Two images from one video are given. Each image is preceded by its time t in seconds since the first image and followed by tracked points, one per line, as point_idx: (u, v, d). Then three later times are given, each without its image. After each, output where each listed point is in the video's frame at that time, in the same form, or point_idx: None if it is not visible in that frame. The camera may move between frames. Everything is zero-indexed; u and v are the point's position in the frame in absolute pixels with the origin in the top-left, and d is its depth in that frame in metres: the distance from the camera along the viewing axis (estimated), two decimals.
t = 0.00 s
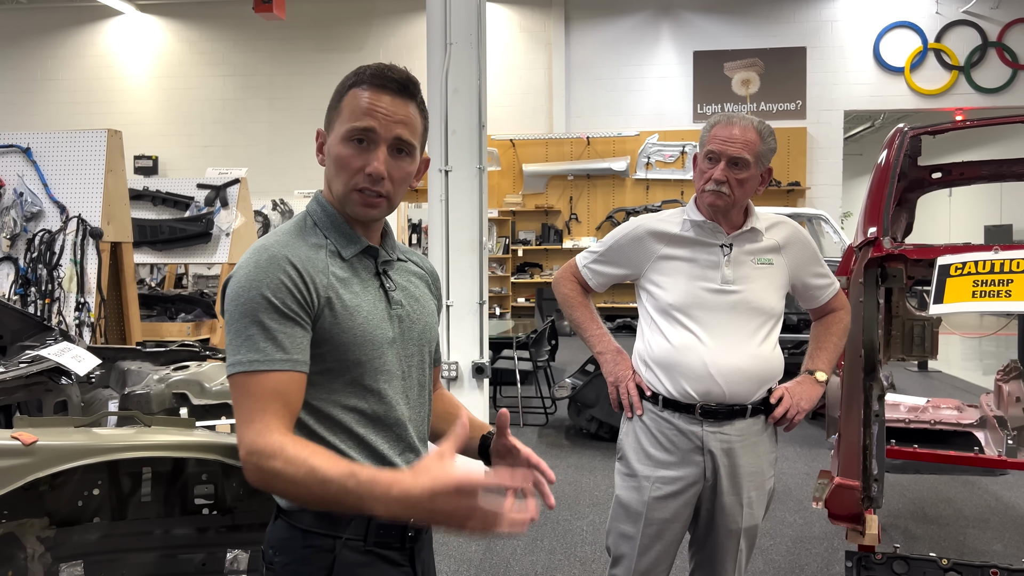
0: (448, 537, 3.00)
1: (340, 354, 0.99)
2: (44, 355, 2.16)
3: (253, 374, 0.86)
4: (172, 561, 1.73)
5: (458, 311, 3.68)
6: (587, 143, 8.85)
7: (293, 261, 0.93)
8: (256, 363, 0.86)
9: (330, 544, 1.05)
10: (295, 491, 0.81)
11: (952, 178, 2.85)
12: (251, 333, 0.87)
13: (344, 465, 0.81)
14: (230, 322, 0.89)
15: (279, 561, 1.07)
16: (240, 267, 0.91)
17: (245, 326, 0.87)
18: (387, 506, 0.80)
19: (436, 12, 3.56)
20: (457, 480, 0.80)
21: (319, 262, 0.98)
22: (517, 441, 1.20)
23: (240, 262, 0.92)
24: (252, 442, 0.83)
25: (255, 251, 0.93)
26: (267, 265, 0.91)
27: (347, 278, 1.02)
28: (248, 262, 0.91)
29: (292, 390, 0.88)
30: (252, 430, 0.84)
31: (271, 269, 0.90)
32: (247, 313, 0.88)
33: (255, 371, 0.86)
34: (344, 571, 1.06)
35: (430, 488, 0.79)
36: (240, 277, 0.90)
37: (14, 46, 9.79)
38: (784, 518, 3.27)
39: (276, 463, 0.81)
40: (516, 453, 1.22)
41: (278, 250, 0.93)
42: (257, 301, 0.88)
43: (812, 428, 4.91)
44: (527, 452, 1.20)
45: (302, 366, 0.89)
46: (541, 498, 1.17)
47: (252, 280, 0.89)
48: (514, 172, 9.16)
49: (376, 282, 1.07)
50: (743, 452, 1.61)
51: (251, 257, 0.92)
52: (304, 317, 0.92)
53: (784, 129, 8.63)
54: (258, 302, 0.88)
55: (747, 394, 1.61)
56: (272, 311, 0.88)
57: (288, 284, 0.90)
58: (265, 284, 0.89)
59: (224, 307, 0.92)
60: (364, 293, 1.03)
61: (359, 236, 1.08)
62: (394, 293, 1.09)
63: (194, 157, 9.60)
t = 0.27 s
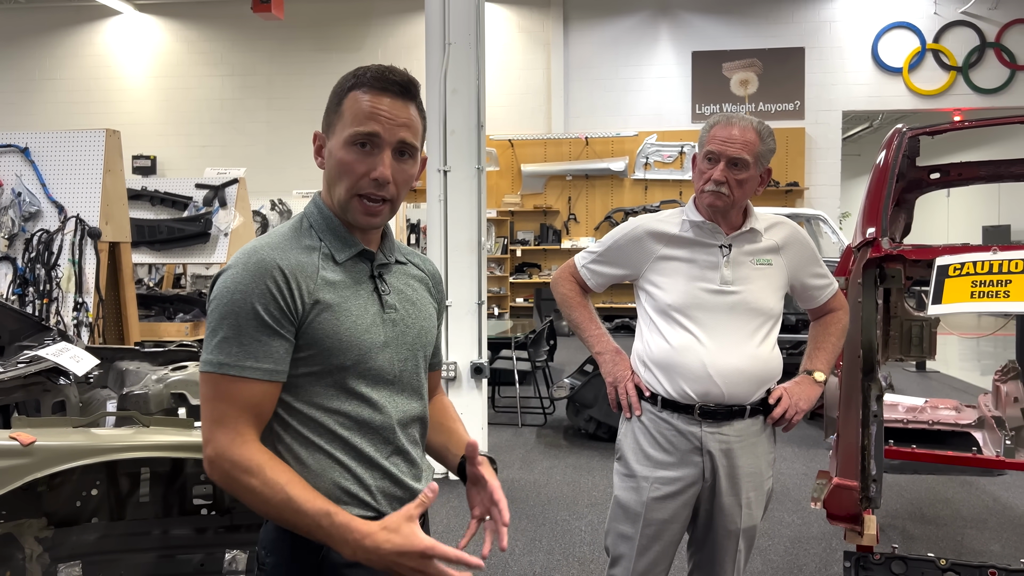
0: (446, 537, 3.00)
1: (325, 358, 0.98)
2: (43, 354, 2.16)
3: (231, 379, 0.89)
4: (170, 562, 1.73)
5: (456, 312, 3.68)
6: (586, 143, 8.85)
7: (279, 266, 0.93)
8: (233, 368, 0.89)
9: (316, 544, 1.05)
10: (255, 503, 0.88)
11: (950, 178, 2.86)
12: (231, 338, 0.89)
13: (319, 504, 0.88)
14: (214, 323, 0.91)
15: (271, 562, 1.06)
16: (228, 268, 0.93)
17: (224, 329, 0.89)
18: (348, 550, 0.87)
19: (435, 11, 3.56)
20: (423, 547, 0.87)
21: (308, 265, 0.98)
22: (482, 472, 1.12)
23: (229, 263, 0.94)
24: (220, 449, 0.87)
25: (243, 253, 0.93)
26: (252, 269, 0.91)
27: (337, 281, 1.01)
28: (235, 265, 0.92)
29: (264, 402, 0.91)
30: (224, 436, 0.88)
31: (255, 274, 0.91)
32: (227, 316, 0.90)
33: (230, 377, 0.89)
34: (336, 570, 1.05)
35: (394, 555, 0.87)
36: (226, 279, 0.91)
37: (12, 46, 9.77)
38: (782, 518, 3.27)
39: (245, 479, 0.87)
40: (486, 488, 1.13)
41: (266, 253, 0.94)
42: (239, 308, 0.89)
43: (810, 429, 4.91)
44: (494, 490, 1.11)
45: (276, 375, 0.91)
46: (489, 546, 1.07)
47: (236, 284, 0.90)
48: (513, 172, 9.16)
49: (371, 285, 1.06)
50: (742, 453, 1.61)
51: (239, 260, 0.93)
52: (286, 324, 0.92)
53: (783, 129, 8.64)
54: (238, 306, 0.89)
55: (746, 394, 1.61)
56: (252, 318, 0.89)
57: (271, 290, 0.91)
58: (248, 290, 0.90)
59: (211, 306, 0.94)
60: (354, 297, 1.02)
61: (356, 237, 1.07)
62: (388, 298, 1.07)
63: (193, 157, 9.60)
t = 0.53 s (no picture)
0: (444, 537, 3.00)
1: (318, 356, 0.98)
2: (40, 355, 2.16)
3: (224, 376, 0.88)
4: (167, 562, 1.74)
5: (454, 312, 3.68)
6: (584, 144, 8.86)
7: (273, 264, 0.93)
8: (225, 364, 0.88)
9: (314, 545, 1.05)
10: (252, 491, 0.87)
11: (948, 179, 2.86)
12: (224, 335, 0.89)
13: (322, 476, 0.90)
14: (206, 321, 0.90)
15: (266, 562, 1.07)
16: (221, 267, 0.93)
17: (216, 326, 0.89)
18: (357, 514, 0.90)
19: (433, 12, 3.56)
20: (427, 496, 0.91)
21: (301, 264, 0.98)
22: (474, 467, 1.13)
23: (222, 260, 0.93)
24: (212, 441, 0.86)
25: (237, 252, 0.93)
26: (246, 267, 0.91)
27: (331, 280, 1.01)
28: (228, 263, 0.92)
29: (255, 395, 0.91)
30: (215, 430, 0.87)
31: (250, 271, 0.91)
32: (220, 313, 0.89)
33: (222, 373, 0.88)
34: (329, 571, 1.06)
35: (401, 506, 0.90)
36: (220, 276, 0.91)
37: (10, 46, 9.76)
38: (779, 518, 3.28)
39: (241, 468, 0.86)
40: (475, 485, 1.14)
41: (259, 252, 0.94)
42: (232, 305, 0.89)
43: (808, 429, 4.92)
44: (483, 485, 1.12)
45: (268, 373, 0.91)
46: (468, 538, 1.08)
47: (230, 282, 0.90)
48: (511, 172, 9.17)
49: (364, 284, 1.07)
50: (738, 453, 1.62)
51: (233, 258, 0.92)
52: (279, 322, 0.93)
53: (781, 130, 8.66)
54: (231, 304, 0.89)
55: (744, 394, 1.62)
56: (246, 316, 0.89)
57: (265, 288, 0.91)
58: (242, 287, 0.90)
59: (203, 305, 0.93)
60: (347, 296, 1.03)
61: (349, 237, 1.08)
62: (380, 297, 1.08)
63: (191, 157, 9.60)
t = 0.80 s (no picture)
0: (443, 538, 3.00)
1: (322, 357, 0.99)
2: (38, 355, 2.15)
3: (233, 379, 0.88)
4: (165, 562, 1.73)
5: (453, 312, 3.68)
6: (583, 144, 8.86)
7: (277, 265, 0.93)
8: (235, 367, 0.87)
9: (316, 545, 1.06)
10: (270, 488, 0.87)
11: (946, 180, 2.86)
12: (232, 337, 0.88)
13: (339, 461, 0.90)
14: (211, 325, 0.89)
15: (266, 564, 1.07)
16: (223, 269, 0.91)
17: (223, 330, 0.88)
18: (380, 494, 0.92)
19: (432, 12, 3.57)
20: (443, 467, 0.98)
21: (303, 265, 0.98)
22: (475, 444, 1.19)
23: (223, 262, 0.92)
24: (226, 443, 0.85)
25: (239, 254, 0.92)
26: (252, 269, 0.90)
27: (331, 281, 1.02)
28: (232, 265, 0.91)
29: (264, 396, 0.90)
30: (227, 432, 0.86)
31: (256, 273, 0.90)
32: (226, 317, 0.88)
33: (232, 376, 0.88)
34: (332, 572, 1.06)
35: (421, 480, 0.94)
36: (223, 279, 0.90)
37: (8, 46, 9.76)
38: (778, 518, 3.28)
39: (260, 465, 0.86)
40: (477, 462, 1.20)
41: (262, 253, 0.93)
42: (239, 308, 0.88)
43: (807, 429, 4.93)
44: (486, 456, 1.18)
45: (278, 374, 0.91)
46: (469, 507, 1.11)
47: (236, 285, 0.89)
48: (510, 173, 9.18)
49: (360, 284, 1.07)
50: (736, 453, 1.62)
51: (236, 260, 0.91)
52: (286, 324, 0.92)
53: (779, 130, 8.67)
54: (238, 306, 0.88)
55: (741, 395, 1.62)
56: (254, 318, 0.89)
57: (272, 290, 0.91)
58: (248, 290, 0.89)
59: (205, 309, 0.92)
60: (347, 295, 1.04)
61: (342, 237, 1.08)
62: (377, 296, 1.09)
63: (190, 157, 9.59)
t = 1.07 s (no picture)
0: (442, 538, 3.00)
1: (333, 359, 0.99)
2: (37, 355, 2.16)
3: (252, 386, 0.87)
4: (164, 563, 1.73)
5: (451, 313, 3.69)
6: (582, 145, 8.87)
7: (289, 270, 0.93)
8: (254, 375, 0.87)
9: (320, 546, 1.06)
10: (299, 492, 0.87)
11: (944, 180, 2.86)
12: (249, 345, 0.87)
13: (362, 458, 0.91)
14: (226, 332, 0.88)
15: (271, 567, 1.06)
16: (233, 276, 0.90)
17: (239, 337, 0.87)
18: (406, 486, 0.92)
19: (431, 13, 3.57)
20: (461, 454, 0.99)
21: (311, 267, 0.98)
22: (476, 428, 1.21)
23: (230, 269, 0.91)
24: (251, 450, 0.85)
25: (249, 259, 0.91)
26: (265, 274, 0.90)
27: (337, 283, 1.02)
28: (243, 271, 0.90)
29: (283, 401, 0.90)
30: (249, 439, 0.86)
31: (269, 279, 0.90)
32: (240, 324, 0.88)
33: (251, 384, 0.87)
34: (342, 572, 1.07)
35: (442, 468, 0.96)
36: (233, 286, 0.89)
37: (7, 47, 9.75)
38: (776, 519, 3.28)
39: (286, 469, 0.86)
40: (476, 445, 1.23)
41: (271, 257, 0.92)
42: (256, 315, 0.88)
43: (806, 430, 4.93)
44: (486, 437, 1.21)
45: (296, 378, 0.91)
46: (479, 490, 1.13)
47: (250, 291, 0.88)
48: (509, 173, 9.19)
49: (360, 284, 1.08)
50: (734, 454, 1.62)
51: (246, 265, 0.90)
52: (300, 327, 0.93)
53: (778, 131, 8.68)
54: (253, 313, 0.88)
55: (740, 396, 1.62)
56: (271, 323, 0.88)
57: (287, 295, 0.91)
58: (263, 297, 0.89)
59: (215, 316, 0.90)
60: (352, 296, 1.04)
61: (340, 237, 1.08)
62: (376, 296, 1.10)
63: (188, 158, 9.58)
